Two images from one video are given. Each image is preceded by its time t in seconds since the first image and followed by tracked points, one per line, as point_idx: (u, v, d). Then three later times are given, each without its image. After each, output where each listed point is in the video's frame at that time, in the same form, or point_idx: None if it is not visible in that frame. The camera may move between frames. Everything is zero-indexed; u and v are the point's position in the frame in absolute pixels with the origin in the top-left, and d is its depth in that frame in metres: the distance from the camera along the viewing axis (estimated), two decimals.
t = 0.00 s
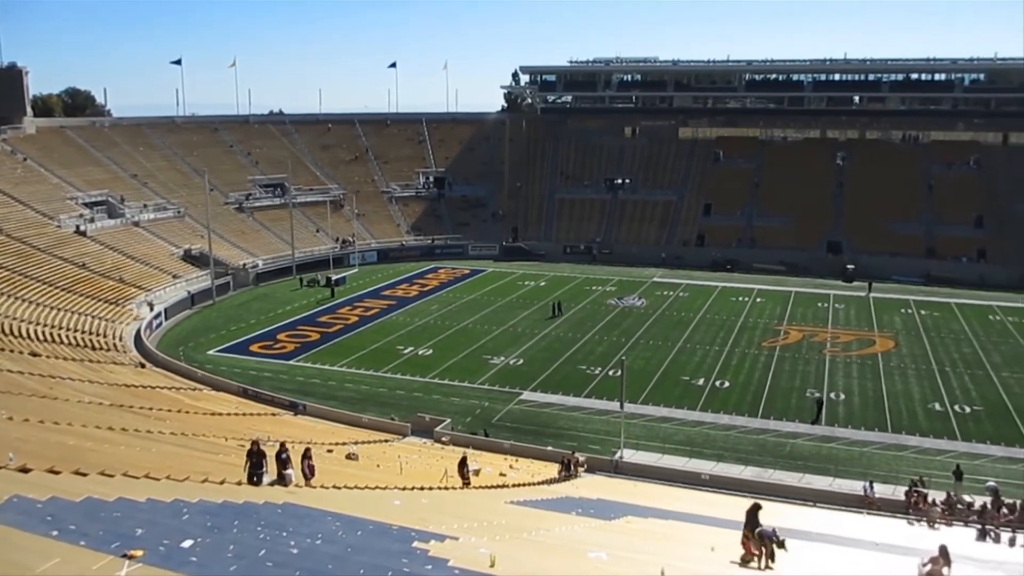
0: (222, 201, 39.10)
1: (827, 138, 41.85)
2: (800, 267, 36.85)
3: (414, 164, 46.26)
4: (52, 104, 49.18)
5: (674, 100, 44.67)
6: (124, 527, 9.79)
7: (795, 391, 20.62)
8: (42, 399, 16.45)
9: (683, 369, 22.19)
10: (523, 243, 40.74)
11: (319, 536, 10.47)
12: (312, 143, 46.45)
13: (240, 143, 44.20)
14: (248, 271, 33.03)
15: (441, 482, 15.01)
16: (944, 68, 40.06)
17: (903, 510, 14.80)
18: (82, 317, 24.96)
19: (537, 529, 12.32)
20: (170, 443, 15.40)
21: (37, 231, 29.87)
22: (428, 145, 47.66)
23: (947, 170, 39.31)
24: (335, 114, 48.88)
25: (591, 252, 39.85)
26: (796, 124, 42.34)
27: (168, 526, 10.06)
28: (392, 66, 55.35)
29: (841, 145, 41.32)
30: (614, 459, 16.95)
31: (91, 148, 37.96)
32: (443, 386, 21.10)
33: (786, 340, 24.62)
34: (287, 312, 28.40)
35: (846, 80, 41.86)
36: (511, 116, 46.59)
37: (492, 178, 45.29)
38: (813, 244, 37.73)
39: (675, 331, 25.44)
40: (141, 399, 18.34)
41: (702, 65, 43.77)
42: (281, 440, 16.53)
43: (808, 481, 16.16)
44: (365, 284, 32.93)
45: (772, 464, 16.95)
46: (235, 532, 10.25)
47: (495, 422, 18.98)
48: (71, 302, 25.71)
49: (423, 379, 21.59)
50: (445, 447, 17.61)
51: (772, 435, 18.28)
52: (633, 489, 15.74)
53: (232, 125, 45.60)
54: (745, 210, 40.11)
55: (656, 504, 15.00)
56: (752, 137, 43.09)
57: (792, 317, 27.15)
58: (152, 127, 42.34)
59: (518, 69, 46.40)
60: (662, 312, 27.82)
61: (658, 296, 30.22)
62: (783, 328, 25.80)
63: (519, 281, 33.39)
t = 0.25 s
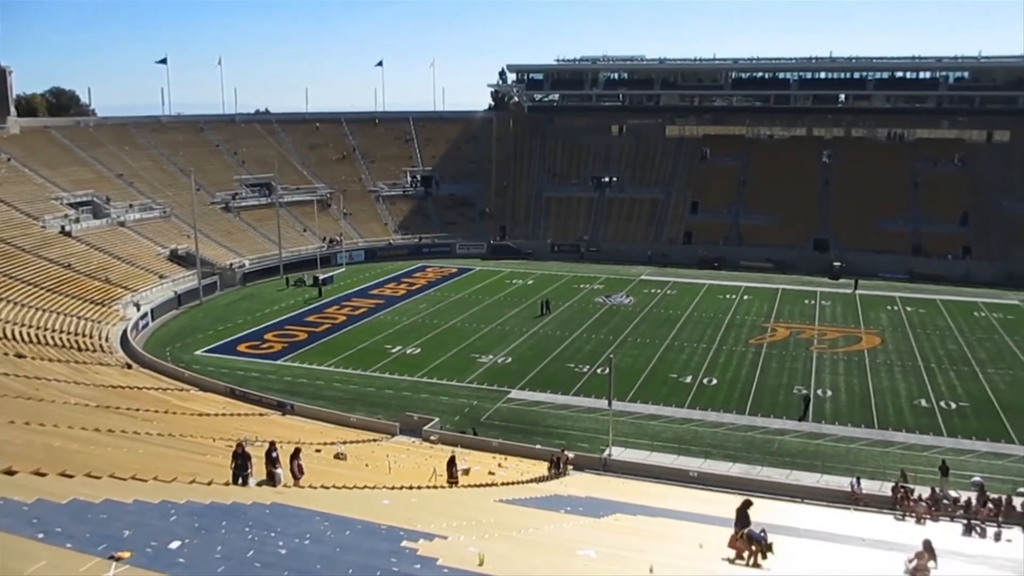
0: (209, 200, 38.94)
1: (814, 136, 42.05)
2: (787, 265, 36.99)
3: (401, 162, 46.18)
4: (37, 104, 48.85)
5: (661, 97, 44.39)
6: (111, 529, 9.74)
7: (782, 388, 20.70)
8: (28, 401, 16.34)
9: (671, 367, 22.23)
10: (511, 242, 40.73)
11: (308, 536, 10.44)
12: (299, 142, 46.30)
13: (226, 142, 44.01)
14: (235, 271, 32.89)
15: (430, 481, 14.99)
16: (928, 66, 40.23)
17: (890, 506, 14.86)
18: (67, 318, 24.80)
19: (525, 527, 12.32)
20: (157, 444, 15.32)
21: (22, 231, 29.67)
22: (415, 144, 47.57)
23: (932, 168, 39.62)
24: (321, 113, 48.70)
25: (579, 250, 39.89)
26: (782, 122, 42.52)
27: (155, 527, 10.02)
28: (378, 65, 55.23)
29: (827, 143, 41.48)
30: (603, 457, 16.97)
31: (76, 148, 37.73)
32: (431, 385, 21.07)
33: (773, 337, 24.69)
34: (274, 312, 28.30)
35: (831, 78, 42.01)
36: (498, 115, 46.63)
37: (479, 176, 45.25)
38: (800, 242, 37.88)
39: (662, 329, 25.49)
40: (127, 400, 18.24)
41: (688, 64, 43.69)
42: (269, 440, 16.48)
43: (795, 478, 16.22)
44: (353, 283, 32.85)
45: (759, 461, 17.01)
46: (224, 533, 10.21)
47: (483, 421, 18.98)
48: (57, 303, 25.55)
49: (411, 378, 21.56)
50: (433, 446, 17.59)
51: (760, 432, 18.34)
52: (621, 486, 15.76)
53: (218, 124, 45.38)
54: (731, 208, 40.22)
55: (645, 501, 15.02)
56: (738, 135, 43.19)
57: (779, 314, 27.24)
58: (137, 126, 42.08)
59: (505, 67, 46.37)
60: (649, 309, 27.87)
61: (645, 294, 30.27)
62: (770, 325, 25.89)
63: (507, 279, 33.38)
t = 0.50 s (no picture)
0: (197, 199, 38.81)
1: (802, 134, 42.30)
2: (775, 262, 37.11)
3: (390, 161, 46.09)
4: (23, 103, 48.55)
5: (650, 96, 44.31)
6: (98, 530, 9.70)
7: (771, 385, 20.77)
8: (14, 401, 16.24)
9: (661, 364, 22.28)
10: (500, 240, 40.70)
11: (297, 536, 10.41)
12: (287, 140, 46.16)
13: (214, 141, 43.84)
14: (223, 270, 32.78)
15: (420, 479, 14.99)
16: (916, 64, 40.33)
17: (878, 503, 14.94)
18: (55, 318, 24.67)
19: (515, 525, 12.33)
20: (146, 444, 15.26)
21: (8, 231, 29.49)
22: (404, 142, 47.50)
23: (920, 165, 39.83)
24: (310, 111, 48.55)
25: (568, 249, 39.93)
26: (770, 120, 42.67)
27: (144, 527, 9.98)
28: (366, 63, 55.15)
29: (816, 141, 41.62)
30: (592, 455, 16.99)
31: (63, 147, 37.52)
32: (421, 383, 21.06)
33: (762, 334, 24.77)
34: (263, 311, 28.23)
35: (819, 76, 41.95)
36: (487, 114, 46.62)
37: (468, 174, 45.20)
38: (788, 240, 38.00)
39: (652, 327, 25.54)
40: (115, 400, 18.16)
41: (677, 61, 43.75)
42: (258, 440, 16.43)
43: (784, 475, 16.28)
44: (342, 282, 32.77)
45: (749, 458, 17.07)
46: (213, 533, 10.18)
47: (473, 419, 18.99)
48: (45, 303, 25.40)
49: (401, 377, 21.54)
50: (423, 445, 17.58)
51: (749, 429, 18.40)
52: (610, 484, 15.78)
53: (206, 123, 45.19)
54: (720, 206, 40.31)
55: (635, 499, 15.05)
56: (727, 133, 43.28)
57: (768, 312, 27.33)
58: (125, 125, 41.86)
59: (494, 66, 46.42)
60: (638, 307, 27.92)
61: (634, 292, 30.32)
62: (759, 323, 25.96)
63: (497, 278, 33.37)
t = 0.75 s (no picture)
0: (183, 197, 38.63)
1: (788, 133, 42.50)
2: (762, 261, 37.25)
3: (377, 159, 46.01)
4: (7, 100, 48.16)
5: (637, 95, 44.50)
6: (84, 529, 9.64)
7: (757, 383, 20.86)
8: None
9: (648, 362, 22.33)
10: (487, 238, 40.69)
11: (284, 534, 10.39)
12: (274, 138, 45.97)
13: (200, 138, 43.63)
14: (210, 268, 32.64)
15: (407, 478, 14.97)
16: (901, 63, 40.78)
17: (864, 500, 15.02)
18: (39, 316, 24.51)
19: (503, 523, 12.34)
20: (132, 443, 15.18)
21: None
22: (391, 140, 47.41)
23: (905, 164, 40.02)
24: (296, 109, 48.37)
25: (555, 247, 39.97)
26: (757, 119, 42.85)
27: (129, 526, 9.93)
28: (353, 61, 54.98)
29: (802, 140, 41.82)
30: (580, 452, 17.01)
31: (48, 144, 37.26)
32: (408, 381, 21.05)
33: (749, 332, 24.86)
34: (250, 309, 28.13)
35: (804, 75, 42.25)
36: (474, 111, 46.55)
37: (456, 172, 45.16)
38: (775, 238, 38.15)
39: (639, 325, 25.60)
40: (101, 399, 18.05)
41: (664, 60, 43.87)
42: (245, 439, 16.37)
43: (770, 472, 16.35)
44: (330, 280, 32.69)
45: (735, 455, 17.14)
46: (199, 532, 10.13)
47: (461, 417, 18.99)
48: (29, 301, 25.22)
49: (388, 375, 21.51)
50: (410, 443, 17.55)
51: (735, 427, 18.47)
52: (597, 481, 15.81)
53: (192, 120, 44.95)
54: (707, 204, 40.43)
55: (622, 496, 15.08)
56: (714, 131, 43.43)
57: (754, 310, 27.42)
58: (110, 122, 41.59)
59: (482, 64, 46.37)
60: (625, 305, 27.98)
61: (622, 290, 30.38)
62: (745, 321, 26.06)
63: (484, 275, 33.38)
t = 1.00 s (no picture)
0: (170, 195, 38.46)
1: (777, 130, 42.52)
2: (750, 259, 37.37)
3: (365, 157, 45.90)
4: None
5: (626, 92, 45.01)
6: (71, 529, 9.59)
7: (746, 380, 20.93)
8: None
9: (637, 360, 22.37)
10: (476, 236, 40.68)
11: (273, 533, 10.35)
12: (262, 136, 45.81)
13: (188, 136, 43.43)
14: (198, 267, 32.50)
15: (396, 476, 14.94)
16: (888, 62, 41.01)
17: (852, 497, 15.08)
18: (26, 315, 24.35)
19: (492, 521, 12.33)
20: (119, 442, 15.10)
21: None
22: (380, 138, 47.33)
23: (893, 163, 40.17)
24: (284, 106, 48.18)
25: (544, 245, 39.99)
26: (745, 117, 42.97)
27: (117, 526, 9.88)
28: (341, 58, 54.84)
29: (790, 138, 41.98)
30: (569, 450, 17.02)
31: (34, 142, 37.01)
32: (397, 380, 21.02)
33: (737, 330, 24.94)
34: (238, 308, 28.02)
35: (794, 74, 42.68)
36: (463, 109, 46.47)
37: (445, 170, 45.11)
38: (763, 235, 38.26)
39: (628, 322, 25.64)
40: (88, 398, 17.95)
41: (653, 58, 44.28)
42: (234, 438, 16.31)
43: (759, 469, 16.40)
44: (318, 279, 32.59)
45: (724, 452, 17.19)
46: (187, 531, 10.08)
47: (450, 415, 18.97)
48: (15, 300, 25.05)
49: (377, 373, 21.48)
50: (400, 441, 17.53)
51: (724, 424, 18.53)
52: (586, 479, 15.83)
53: (180, 118, 44.72)
54: (696, 202, 40.52)
55: (611, 494, 15.10)
56: (702, 129, 43.54)
57: (743, 307, 27.51)
58: (97, 120, 41.33)
59: (471, 61, 46.30)
60: (614, 303, 28.02)
61: (611, 288, 30.42)
62: (734, 318, 26.14)
63: (473, 273, 33.35)
